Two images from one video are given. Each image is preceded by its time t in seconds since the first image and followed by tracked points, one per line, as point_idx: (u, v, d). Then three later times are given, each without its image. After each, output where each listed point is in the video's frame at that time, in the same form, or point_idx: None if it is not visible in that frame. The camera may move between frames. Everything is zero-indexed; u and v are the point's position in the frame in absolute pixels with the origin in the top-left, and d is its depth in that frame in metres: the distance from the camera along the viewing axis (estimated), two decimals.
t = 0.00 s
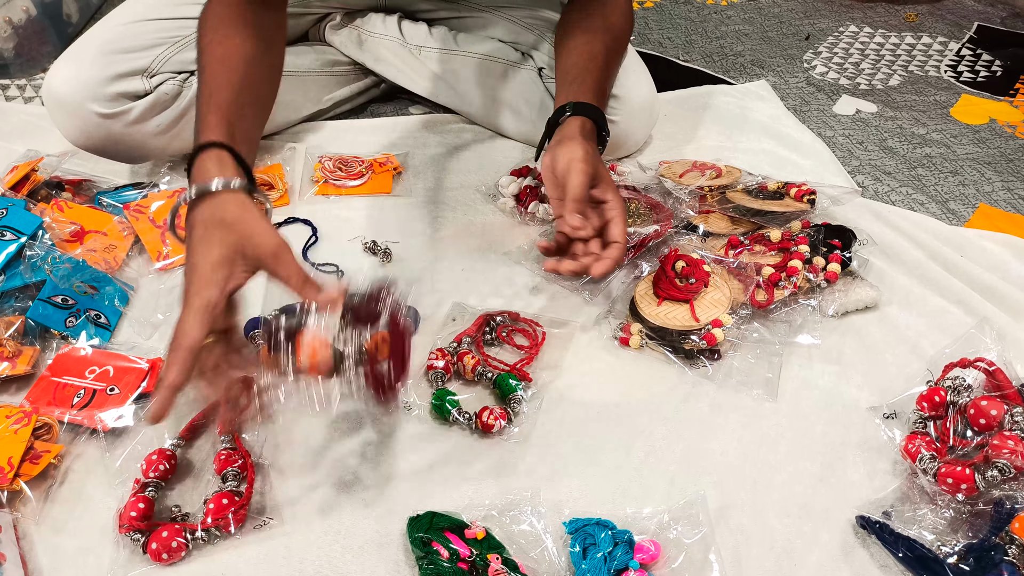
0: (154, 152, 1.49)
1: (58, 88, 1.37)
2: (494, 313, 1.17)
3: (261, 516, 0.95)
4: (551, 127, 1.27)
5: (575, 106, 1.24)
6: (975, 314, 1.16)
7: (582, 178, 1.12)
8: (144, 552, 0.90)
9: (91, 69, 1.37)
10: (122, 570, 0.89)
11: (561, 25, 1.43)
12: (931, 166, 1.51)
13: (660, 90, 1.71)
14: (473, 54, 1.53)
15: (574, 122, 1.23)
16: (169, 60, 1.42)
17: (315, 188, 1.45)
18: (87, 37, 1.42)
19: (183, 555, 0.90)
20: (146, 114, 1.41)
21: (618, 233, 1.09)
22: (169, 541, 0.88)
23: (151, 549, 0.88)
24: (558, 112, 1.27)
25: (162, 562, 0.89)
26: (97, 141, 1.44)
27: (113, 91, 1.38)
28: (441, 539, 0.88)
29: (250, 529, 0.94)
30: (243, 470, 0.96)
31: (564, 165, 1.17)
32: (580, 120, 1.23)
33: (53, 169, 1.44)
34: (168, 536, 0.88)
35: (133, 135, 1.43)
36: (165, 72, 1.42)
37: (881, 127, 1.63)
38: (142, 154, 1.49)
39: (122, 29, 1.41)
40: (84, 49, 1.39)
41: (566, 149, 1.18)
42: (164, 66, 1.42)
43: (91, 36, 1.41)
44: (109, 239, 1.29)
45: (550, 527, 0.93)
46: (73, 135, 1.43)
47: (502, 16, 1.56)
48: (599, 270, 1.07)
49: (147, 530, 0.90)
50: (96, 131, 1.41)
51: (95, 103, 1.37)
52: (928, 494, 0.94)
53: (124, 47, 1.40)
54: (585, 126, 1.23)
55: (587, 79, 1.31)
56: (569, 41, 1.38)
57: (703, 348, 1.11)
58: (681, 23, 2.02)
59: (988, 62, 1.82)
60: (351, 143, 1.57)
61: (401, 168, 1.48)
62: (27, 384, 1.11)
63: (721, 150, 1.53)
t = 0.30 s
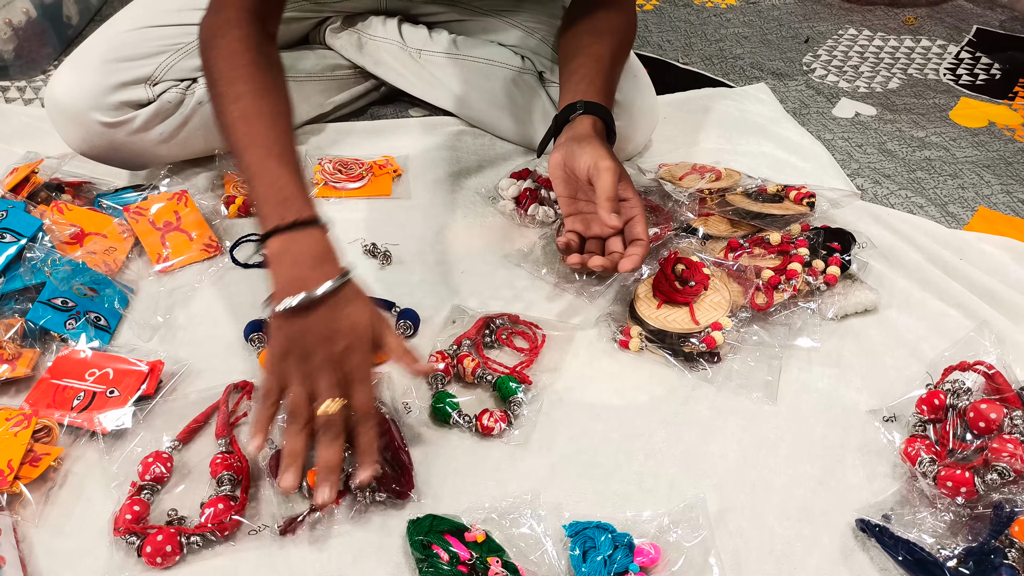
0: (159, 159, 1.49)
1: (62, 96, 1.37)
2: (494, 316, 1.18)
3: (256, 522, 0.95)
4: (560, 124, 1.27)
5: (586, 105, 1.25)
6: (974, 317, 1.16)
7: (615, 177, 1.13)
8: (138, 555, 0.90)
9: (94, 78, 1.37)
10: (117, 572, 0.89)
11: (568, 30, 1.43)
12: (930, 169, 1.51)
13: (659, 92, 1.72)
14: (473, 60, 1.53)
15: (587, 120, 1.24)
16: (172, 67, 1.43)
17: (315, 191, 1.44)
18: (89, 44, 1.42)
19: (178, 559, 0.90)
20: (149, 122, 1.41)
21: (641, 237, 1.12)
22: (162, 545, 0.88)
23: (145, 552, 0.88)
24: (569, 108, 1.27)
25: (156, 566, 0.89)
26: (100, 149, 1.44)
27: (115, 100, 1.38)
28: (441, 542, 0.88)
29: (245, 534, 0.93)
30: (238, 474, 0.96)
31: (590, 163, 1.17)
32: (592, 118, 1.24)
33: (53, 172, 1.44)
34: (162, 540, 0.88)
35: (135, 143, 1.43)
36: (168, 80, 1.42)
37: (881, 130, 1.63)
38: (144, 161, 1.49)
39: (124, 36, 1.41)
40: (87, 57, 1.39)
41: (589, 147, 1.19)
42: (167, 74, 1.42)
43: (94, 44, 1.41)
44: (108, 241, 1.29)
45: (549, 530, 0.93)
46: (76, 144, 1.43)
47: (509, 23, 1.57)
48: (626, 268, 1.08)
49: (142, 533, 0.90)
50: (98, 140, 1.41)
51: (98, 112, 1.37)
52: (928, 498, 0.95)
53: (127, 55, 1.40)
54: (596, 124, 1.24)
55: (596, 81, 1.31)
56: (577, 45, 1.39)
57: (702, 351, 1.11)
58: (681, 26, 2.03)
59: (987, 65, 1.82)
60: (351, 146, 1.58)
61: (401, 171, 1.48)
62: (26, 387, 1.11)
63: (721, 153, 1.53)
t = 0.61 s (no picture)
0: (158, 165, 1.49)
1: (66, 100, 1.38)
2: (495, 318, 1.18)
3: (257, 525, 0.95)
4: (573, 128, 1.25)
5: (602, 111, 1.25)
6: (976, 320, 1.16)
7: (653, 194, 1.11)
8: (140, 558, 0.90)
9: (98, 82, 1.37)
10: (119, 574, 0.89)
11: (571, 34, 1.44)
12: (932, 172, 1.51)
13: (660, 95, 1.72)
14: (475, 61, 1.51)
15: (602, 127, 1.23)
16: (176, 71, 1.43)
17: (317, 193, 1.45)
18: (92, 48, 1.42)
19: (179, 562, 0.90)
20: (153, 126, 1.41)
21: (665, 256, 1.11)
22: (164, 548, 0.88)
23: (146, 556, 0.88)
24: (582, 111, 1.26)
25: (157, 569, 0.89)
26: (103, 153, 1.44)
27: (120, 104, 1.38)
28: (443, 546, 0.88)
29: (246, 538, 0.93)
30: (240, 477, 0.97)
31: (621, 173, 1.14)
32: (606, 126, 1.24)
33: (56, 174, 1.44)
34: (164, 543, 0.88)
35: (139, 147, 1.43)
36: (172, 84, 1.43)
37: (882, 133, 1.63)
38: (146, 164, 1.48)
39: (129, 40, 1.41)
40: (91, 60, 1.40)
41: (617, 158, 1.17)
42: (170, 78, 1.43)
43: (99, 47, 1.41)
44: (111, 244, 1.29)
45: (550, 534, 0.94)
46: (80, 148, 1.44)
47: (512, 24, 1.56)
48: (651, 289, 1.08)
49: (144, 536, 0.90)
50: (103, 143, 1.41)
51: (102, 116, 1.38)
52: (930, 501, 0.95)
53: (131, 59, 1.40)
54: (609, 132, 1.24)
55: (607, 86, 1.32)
56: (579, 53, 1.40)
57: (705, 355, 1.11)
58: (682, 28, 2.03)
59: (988, 68, 1.82)
60: (353, 149, 1.58)
61: (402, 174, 1.49)
62: (28, 389, 1.11)
63: (722, 156, 1.54)
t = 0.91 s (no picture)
0: (158, 162, 1.50)
1: (66, 97, 1.39)
2: (496, 319, 1.18)
3: (258, 526, 0.95)
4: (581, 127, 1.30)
5: (609, 107, 1.28)
6: (976, 322, 1.16)
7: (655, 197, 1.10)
8: (141, 559, 0.90)
9: (98, 80, 1.38)
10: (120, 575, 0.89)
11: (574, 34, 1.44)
12: (932, 174, 1.52)
13: (661, 97, 1.72)
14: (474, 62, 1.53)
15: (607, 124, 1.27)
16: (175, 70, 1.43)
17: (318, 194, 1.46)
18: (92, 46, 1.43)
19: (180, 563, 0.90)
20: (152, 124, 1.42)
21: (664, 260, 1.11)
22: (165, 550, 0.88)
23: (148, 557, 0.88)
24: (591, 109, 1.30)
25: (158, 570, 0.89)
26: (103, 150, 1.45)
27: (119, 102, 1.39)
28: (444, 547, 0.88)
29: (246, 539, 0.93)
30: (241, 479, 0.97)
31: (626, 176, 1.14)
32: (610, 122, 1.27)
33: (58, 176, 1.45)
34: (165, 544, 0.88)
35: (139, 144, 1.44)
36: (171, 82, 1.43)
37: (882, 135, 1.64)
38: (146, 163, 1.50)
39: (129, 38, 1.42)
40: (91, 58, 1.40)
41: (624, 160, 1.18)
42: (170, 77, 1.43)
43: (99, 45, 1.42)
44: (112, 246, 1.29)
45: (552, 535, 0.94)
46: (80, 144, 1.45)
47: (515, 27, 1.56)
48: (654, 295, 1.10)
49: (145, 537, 0.90)
50: (102, 141, 1.42)
51: (101, 112, 1.39)
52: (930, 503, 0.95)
53: (131, 57, 1.41)
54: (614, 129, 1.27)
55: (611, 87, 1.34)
56: (585, 51, 1.40)
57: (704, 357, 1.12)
58: (682, 31, 2.03)
59: (988, 70, 1.83)
60: (354, 151, 1.58)
61: (403, 176, 1.49)
62: (30, 390, 1.12)
63: (722, 158, 1.54)
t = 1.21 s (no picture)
0: (155, 155, 1.50)
1: (62, 87, 1.39)
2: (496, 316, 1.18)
3: (257, 524, 0.95)
4: (578, 120, 1.26)
5: (604, 102, 1.24)
6: (976, 321, 1.16)
7: (647, 190, 1.08)
8: (139, 557, 0.90)
9: (95, 71, 1.38)
10: (118, 573, 0.89)
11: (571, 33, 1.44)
12: (931, 173, 1.51)
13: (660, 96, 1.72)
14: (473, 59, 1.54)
15: (602, 118, 1.23)
16: (172, 63, 1.43)
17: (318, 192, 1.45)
18: (91, 38, 1.42)
19: (179, 561, 0.90)
20: (147, 116, 1.42)
21: (657, 253, 1.10)
22: (163, 547, 0.88)
23: (146, 554, 0.88)
24: (587, 102, 1.26)
25: (156, 568, 0.89)
26: (99, 143, 1.46)
27: (114, 94, 1.39)
28: (443, 545, 0.87)
29: (245, 537, 0.93)
30: (239, 476, 0.97)
31: (618, 168, 1.10)
32: (607, 117, 1.23)
33: (56, 173, 1.44)
34: (163, 541, 0.88)
35: (133, 137, 1.45)
36: (168, 75, 1.43)
37: (882, 134, 1.63)
38: (142, 156, 1.51)
39: (129, 30, 1.41)
40: (88, 50, 1.40)
41: (615, 150, 1.13)
42: (166, 69, 1.42)
43: (97, 37, 1.41)
44: (110, 243, 1.29)
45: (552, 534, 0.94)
46: (75, 135, 1.46)
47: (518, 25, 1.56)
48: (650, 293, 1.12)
49: (143, 535, 0.90)
50: (98, 133, 1.43)
51: (97, 104, 1.39)
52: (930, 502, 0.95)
53: (127, 49, 1.40)
54: (611, 123, 1.23)
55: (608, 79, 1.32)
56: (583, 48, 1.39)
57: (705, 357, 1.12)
58: (683, 29, 2.03)
59: (988, 69, 1.82)
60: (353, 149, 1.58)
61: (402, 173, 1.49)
62: (28, 388, 1.11)
63: (722, 156, 1.54)
